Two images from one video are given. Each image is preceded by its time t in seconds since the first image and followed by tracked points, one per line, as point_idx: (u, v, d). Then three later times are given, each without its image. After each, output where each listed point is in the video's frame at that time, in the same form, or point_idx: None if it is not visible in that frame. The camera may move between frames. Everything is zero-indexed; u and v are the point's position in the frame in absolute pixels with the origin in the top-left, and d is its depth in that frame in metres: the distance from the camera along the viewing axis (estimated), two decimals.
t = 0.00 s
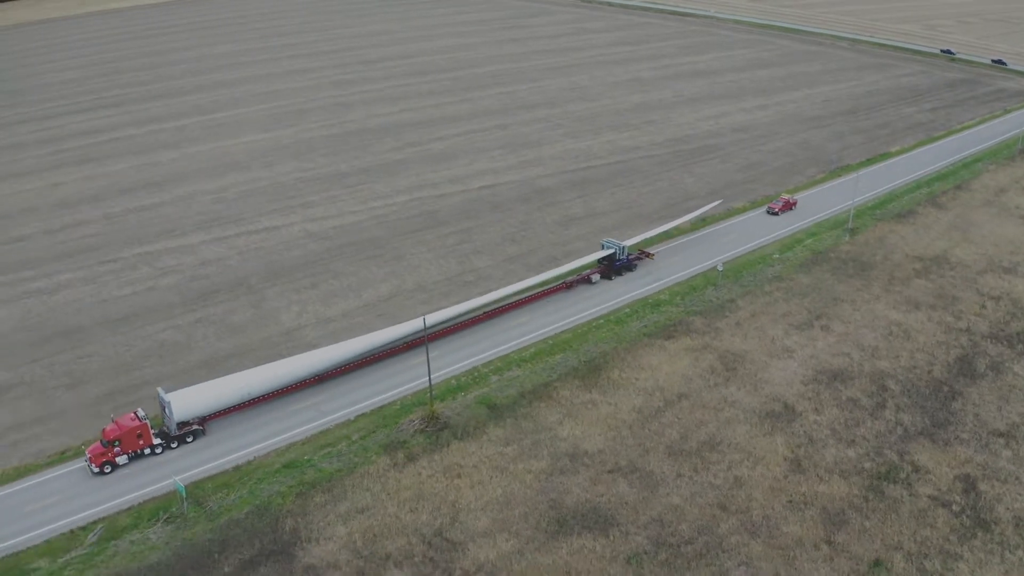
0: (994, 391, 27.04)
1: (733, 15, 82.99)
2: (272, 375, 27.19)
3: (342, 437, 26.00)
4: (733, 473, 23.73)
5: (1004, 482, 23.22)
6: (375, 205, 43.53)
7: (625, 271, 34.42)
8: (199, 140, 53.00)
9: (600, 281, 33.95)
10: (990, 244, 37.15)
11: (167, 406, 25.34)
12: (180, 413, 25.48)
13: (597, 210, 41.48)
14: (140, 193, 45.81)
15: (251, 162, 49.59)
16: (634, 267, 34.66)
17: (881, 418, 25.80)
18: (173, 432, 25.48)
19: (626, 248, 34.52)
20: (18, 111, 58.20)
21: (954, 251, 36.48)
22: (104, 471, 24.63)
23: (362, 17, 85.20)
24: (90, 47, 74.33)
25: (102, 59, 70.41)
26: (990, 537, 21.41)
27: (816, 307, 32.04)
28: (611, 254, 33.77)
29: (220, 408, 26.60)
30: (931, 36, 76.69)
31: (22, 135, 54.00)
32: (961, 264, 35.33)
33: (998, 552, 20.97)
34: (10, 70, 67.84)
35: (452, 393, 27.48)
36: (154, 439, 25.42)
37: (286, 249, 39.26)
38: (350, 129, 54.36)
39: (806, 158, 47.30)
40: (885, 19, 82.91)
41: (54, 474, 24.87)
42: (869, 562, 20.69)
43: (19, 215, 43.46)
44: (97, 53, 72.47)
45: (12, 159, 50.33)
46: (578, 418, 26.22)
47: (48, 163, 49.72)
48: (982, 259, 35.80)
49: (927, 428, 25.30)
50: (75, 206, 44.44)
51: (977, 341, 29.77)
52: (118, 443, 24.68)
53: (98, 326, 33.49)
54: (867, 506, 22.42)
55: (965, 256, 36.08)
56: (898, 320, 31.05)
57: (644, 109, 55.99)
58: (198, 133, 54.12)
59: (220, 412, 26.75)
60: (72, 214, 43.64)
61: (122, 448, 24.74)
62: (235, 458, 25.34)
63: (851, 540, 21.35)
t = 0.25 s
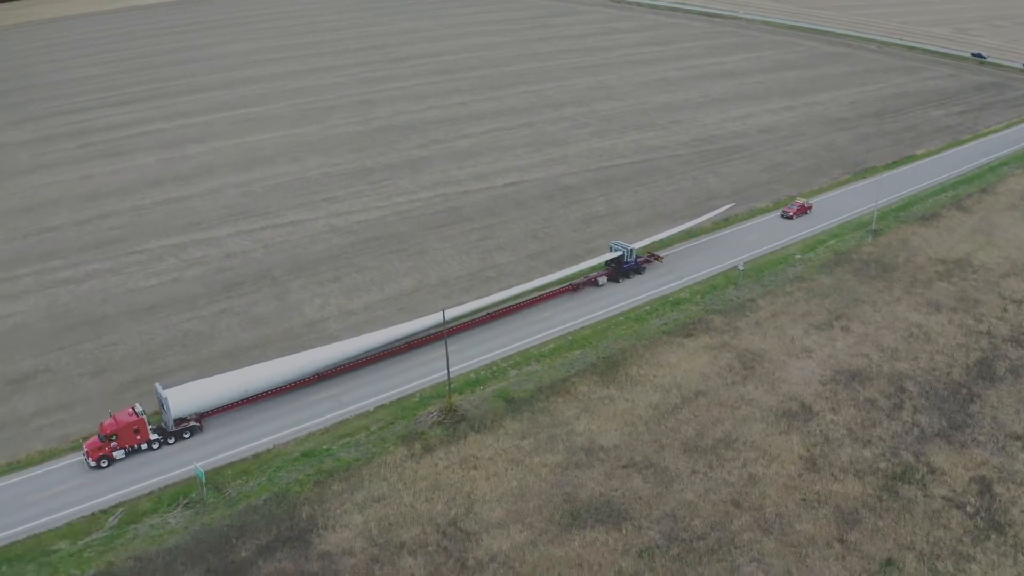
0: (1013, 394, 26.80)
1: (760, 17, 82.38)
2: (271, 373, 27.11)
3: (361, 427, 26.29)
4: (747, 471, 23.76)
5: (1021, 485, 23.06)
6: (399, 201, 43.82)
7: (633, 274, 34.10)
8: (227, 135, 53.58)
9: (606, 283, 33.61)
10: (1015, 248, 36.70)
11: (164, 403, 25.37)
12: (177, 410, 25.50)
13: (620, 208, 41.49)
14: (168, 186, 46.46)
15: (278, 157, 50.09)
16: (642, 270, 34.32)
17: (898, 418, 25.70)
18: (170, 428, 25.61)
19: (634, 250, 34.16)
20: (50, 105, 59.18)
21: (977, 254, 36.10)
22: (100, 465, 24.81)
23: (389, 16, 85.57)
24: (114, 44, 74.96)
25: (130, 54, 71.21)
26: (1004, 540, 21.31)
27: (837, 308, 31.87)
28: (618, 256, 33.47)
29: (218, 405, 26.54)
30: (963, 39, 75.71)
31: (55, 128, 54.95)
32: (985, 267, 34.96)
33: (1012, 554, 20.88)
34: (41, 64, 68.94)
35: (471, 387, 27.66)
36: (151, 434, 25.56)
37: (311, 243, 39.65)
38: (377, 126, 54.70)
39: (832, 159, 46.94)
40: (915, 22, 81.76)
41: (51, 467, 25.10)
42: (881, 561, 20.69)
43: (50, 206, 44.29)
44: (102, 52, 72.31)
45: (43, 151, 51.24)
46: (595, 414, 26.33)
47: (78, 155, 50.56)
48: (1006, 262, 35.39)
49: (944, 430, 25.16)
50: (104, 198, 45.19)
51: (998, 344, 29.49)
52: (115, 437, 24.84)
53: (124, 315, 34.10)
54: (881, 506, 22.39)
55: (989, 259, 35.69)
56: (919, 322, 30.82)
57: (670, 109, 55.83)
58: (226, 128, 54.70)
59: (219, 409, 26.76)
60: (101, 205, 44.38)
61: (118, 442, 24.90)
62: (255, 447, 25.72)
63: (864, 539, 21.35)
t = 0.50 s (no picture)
0: None
1: (788, 18, 81.66)
2: (270, 370, 27.14)
3: (380, 418, 26.59)
4: (762, 468, 23.83)
5: None
6: (424, 197, 44.10)
7: (639, 277, 33.73)
8: (254, 130, 54.13)
9: (612, 286, 33.27)
10: None
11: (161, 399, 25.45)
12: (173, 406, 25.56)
13: (643, 207, 41.47)
14: (196, 179, 47.09)
15: (305, 153, 50.54)
16: (650, 273, 33.93)
17: (914, 420, 25.65)
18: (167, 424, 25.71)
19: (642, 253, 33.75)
20: (80, 99, 60.15)
21: (1001, 258, 35.77)
22: (97, 459, 24.94)
23: (416, 14, 85.80)
24: (140, 40, 75.61)
25: (160, 50, 72.01)
26: (1018, 542, 21.26)
27: (857, 309, 31.72)
28: (625, 259, 33.07)
29: (216, 401, 26.56)
30: (994, 42, 74.71)
31: (86, 122, 55.81)
32: (1008, 271, 34.62)
33: None
34: (73, 60, 69.98)
35: (489, 380, 27.86)
36: (148, 430, 25.63)
37: (336, 238, 40.03)
38: (403, 123, 55.02)
39: (857, 161, 46.59)
40: (945, 25, 80.59)
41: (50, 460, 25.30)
42: (892, 561, 20.74)
43: (80, 198, 45.10)
44: (120, 49, 72.54)
45: (74, 145, 52.14)
46: (611, 409, 26.46)
47: (109, 149, 51.38)
48: None
49: (960, 432, 25.08)
50: (133, 190, 45.91)
51: (1018, 348, 29.26)
52: (112, 432, 24.95)
53: (150, 306, 34.68)
54: (894, 506, 22.42)
55: (1013, 263, 35.34)
56: (939, 324, 30.63)
57: (696, 109, 55.66)
58: (254, 123, 55.27)
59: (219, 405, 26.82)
60: (130, 197, 45.08)
61: (115, 437, 25.01)
62: (274, 436, 26.10)
63: (876, 539, 21.40)
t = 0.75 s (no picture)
0: None
1: (816, 20, 80.92)
2: (266, 368, 27.18)
3: (398, 410, 26.84)
4: (776, 467, 23.85)
5: None
6: (448, 194, 44.33)
7: (646, 279, 33.33)
8: (281, 126, 54.66)
9: (618, 288, 32.96)
10: None
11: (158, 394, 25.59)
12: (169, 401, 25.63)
13: (666, 207, 41.41)
14: (223, 173, 47.66)
15: (331, 149, 50.98)
16: (656, 275, 33.53)
17: (931, 421, 25.54)
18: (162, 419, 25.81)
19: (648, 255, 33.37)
20: (111, 93, 61.04)
21: None
22: (93, 452, 25.12)
23: (443, 12, 86.04)
24: (167, 36, 76.28)
25: (191, 46, 72.77)
26: None
27: (876, 310, 31.53)
28: (631, 262, 32.69)
29: (212, 398, 26.69)
30: None
31: (116, 116, 56.63)
32: None
33: None
34: (104, 55, 70.94)
35: (507, 374, 28.01)
36: (144, 424, 25.76)
37: (359, 232, 40.37)
38: (429, 121, 55.30)
39: (881, 164, 46.21)
40: (976, 28, 79.57)
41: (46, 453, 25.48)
42: (904, 561, 20.74)
43: (109, 190, 45.83)
44: (148, 46, 73.32)
45: (103, 138, 52.95)
46: (627, 405, 26.54)
47: (138, 142, 52.13)
48: None
49: (977, 435, 24.95)
50: (161, 183, 46.57)
51: None
52: (108, 425, 25.14)
53: (175, 297, 35.23)
54: (908, 506, 22.40)
55: None
56: (959, 327, 30.41)
57: (721, 110, 55.44)
58: (281, 119, 55.80)
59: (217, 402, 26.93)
60: (158, 190, 45.74)
61: (112, 431, 25.19)
62: (293, 425, 26.42)
63: (888, 539, 21.39)
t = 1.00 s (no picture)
0: None
1: (845, 22, 80.19)
2: (262, 365, 27.22)
3: (417, 401, 27.07)
4: (791, 465, 23.83)
5: None
6: (471, 191, 44.52)
7: (652, 281, 33.06)
8: (308, 122, 55.12)
9: (622, 290, 32.72)
10: None
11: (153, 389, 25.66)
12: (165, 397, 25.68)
13: (688, 207, 41.31)
14: (250, 168, 48.18)
15: (356, 145, 51.35)
16: (662, 278, 33.27)
17: (948, 423, 25.40)
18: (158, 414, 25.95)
19: (654, 258, 33.13)
20: (141, 88, 61.87)
21: None
22: (89, 446, 25.33)
23: (470, 10, 86.20)
24: (195, 32, 76.93)
25: (220, 43, 73.44)
26: None
27: (896, 312, 31.33)
28: (635, 264, 32.45)
29: (208, 395, 26.71)
30: None
31: (146, 110, 57.38)
32: None
33: None
34: (134, 50, 71.76)
35: (526, 369, 28.15)
36: (141, 419, 25.91)
37: (383, 227, 40.68)
38: (455, 118, 55.50)
39: (906, 166, 45.81)
40: (1008, 32, 78.52)
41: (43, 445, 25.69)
42: (916, 561, 20.67)
43: (138, 183, 46.50)
44: (176, 42, 74.04)
45: (133, 132, 53.71)
46: (644, 402, 26.62)
47: (167, 136, 52.82)
48: None
49: (994, 437, 24.77)
50: (188, 176, 47.19)
51: None
52: (104, 419, 25.32)
53: (200, 288, 35.74)
54: (921, 506, 22.31)
55: None
56: (980, 330, 30.15)
57: (746, 111, 55.19)
58: (309, 116, 56.25)
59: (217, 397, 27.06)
60: (185, 184, 46.36)
61: (107, 425, 25.37)
62: (312, 415, 26.72)
63: (901, 539, 21.32)
